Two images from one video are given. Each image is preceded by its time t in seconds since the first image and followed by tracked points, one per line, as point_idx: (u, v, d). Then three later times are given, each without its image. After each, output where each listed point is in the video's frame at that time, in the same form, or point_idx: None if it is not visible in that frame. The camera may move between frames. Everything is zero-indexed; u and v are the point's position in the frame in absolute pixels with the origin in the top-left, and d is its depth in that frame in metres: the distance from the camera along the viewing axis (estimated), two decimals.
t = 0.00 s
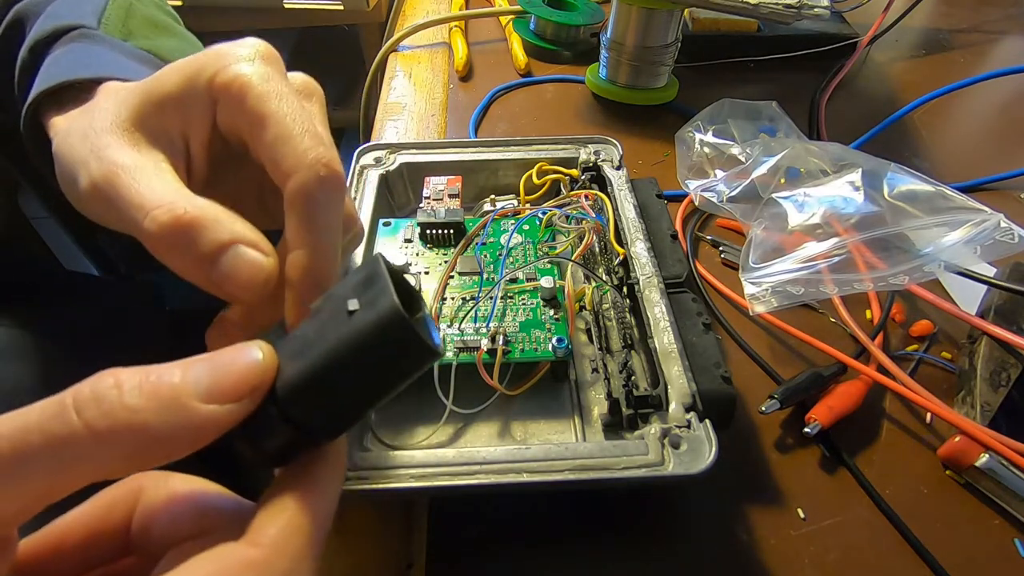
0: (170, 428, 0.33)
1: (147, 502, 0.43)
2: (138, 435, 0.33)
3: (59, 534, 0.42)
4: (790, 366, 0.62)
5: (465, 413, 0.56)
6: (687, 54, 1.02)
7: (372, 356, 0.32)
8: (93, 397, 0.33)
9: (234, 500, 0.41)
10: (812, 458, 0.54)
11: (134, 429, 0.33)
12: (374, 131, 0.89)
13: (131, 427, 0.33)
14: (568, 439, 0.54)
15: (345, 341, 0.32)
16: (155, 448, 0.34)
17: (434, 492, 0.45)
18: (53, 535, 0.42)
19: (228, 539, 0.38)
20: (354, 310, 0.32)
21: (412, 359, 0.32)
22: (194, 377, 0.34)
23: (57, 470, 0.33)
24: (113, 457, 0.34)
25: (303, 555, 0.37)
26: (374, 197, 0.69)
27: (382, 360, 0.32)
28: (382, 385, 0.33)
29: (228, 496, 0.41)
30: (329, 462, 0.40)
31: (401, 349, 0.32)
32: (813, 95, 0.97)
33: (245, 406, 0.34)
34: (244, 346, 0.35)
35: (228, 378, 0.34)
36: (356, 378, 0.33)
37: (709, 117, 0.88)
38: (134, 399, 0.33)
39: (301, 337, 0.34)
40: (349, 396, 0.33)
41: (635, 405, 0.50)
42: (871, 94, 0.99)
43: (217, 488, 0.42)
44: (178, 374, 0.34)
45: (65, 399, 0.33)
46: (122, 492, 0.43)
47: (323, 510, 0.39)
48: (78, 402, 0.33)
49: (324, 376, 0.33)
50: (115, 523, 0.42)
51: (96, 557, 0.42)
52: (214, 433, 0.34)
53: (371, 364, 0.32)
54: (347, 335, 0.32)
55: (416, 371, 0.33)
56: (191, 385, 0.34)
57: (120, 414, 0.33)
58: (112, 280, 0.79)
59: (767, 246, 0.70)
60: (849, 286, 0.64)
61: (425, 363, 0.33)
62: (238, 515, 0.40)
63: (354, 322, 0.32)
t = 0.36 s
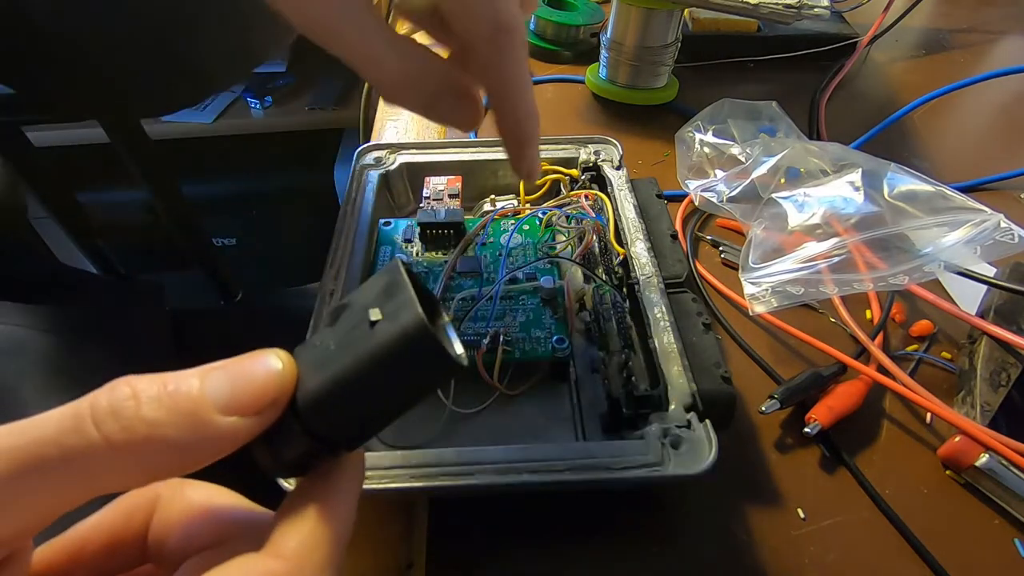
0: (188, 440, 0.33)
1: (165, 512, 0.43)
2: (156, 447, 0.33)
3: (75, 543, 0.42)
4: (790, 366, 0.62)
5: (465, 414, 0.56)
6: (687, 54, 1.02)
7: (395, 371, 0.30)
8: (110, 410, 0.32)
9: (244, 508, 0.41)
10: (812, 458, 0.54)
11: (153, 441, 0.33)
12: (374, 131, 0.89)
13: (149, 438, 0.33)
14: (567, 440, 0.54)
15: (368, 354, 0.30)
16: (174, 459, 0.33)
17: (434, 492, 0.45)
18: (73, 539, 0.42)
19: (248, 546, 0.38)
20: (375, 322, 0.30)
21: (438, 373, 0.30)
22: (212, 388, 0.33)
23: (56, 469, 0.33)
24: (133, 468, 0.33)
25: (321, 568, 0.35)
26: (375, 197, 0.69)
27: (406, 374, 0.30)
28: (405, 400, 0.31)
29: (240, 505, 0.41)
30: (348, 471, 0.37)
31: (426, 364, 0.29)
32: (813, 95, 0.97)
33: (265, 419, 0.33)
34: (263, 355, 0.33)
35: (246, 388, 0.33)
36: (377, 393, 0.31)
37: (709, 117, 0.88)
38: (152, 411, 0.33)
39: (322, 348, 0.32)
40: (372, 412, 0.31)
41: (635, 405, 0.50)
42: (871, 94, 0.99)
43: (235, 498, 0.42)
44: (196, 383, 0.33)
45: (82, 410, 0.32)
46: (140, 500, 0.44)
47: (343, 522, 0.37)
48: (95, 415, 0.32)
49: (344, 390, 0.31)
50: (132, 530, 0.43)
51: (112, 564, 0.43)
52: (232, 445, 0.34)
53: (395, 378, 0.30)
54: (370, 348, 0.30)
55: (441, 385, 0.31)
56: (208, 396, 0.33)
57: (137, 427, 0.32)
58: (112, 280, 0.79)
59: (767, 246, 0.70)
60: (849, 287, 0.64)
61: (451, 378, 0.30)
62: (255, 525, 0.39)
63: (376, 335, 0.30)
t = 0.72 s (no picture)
0: (201, 449, 0.33)
1: (173, 520, 0.43)
2: (170, 457, 0.33)
3: (85, 551, 0.42)
4: (790, 366, 0.62)
5: (465, 414, 0.56)
6: (687, 54, 1.03)
7: (405, 379, 0.30)
8: (124, 420, 0.32)
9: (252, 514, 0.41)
10: (812, 458, 0.54)
11: (166, 451, 0.33)
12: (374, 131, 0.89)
13: (163, 448, 0.33)
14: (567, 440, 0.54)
15: (378, 362, 0.30)
16: (189, 468, 0.34)
17: (434, 492, 0.45)
18: (84, 546, 0.42)
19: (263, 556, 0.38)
20: (385, 329, 0.30)
21: (449, 379, 0.30)
22: (224, 398, 0.33)
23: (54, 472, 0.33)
24: (148, 477, 0.34)
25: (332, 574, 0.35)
26: (375, 197, 0.69)
27: (416, 382, 0.30)
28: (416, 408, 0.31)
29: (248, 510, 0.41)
30: (359, 475, 0.37)
31: (437, 371, 0.29)
32: (813, 95, 0.97)
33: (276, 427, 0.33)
34: (273, 364, 0.34)
35: (257, 398, 0.33)
36: (388, 401, 0.31)
37: (709, 117, 0.88)
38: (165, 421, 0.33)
39: (331, 354, 0.33)
40: (381, 419, 0.31)
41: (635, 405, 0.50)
42: (871, 94, 0.99)
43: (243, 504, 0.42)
44: (208, 393, 0.34)
45: (96, 420, 0.33)
46: (147, 508, 0.43)
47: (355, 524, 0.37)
48: (108, 425, 0.32)
49: (355, 398, 0.31)
50: (141, 537, 0.43)
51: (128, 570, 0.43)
52: (245, 454, 0.34)
53: (406, 386, 0.30)
54: (381, 356, 0.30)
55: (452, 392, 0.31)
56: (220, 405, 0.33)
57: (151, 438, 0.33)
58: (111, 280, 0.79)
59: (767, 246, 0.70)
60: (849, 287, 0.64)
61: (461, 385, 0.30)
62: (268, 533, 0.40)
63: (387, 343, 0.30)
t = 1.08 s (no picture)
0: (196, 441, 0.33)
1: (169, 510, 0.43)
2: (165, 448, 0.33)
3: (81, 541, 0.42)
4: (790, 366, 0.62)
5: (465, 413, 0.56)
6: (687, 54, 1.03)
7: (402, 367, 0.30)
8: (119, 412, 0.32)
9: (247, 502, 0.41)
10: (813, 458, 0.54)
11: (161, 443, 0.33)
12: (374, 131, 0.89)
13: (159, 440, 0.32)
14: (567, 440, 0.54)
15: (375, 350, 0.31)
16: (184, 459, 0.33)
17: (434, 492, 0.45)
18: (80, 536, 0.43)
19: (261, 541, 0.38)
20: (382, 319, 0.31)
21: (443, 369, 0.31)
22: (219, 389, 0.33)
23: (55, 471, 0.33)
24: (143, 469, 0.33)
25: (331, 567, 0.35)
26: (375, 197, 0.69)
27: (413, 370, 0.30)
28: (410, 396, 0.31)
29: (242, 500, 0.41)
30: (355, 470, 0.37)
31: (432, 359, 0.30)
32: (813, 95, 0.97)
33: (272, 419, 0.33)
34: (270, 355, 0.34)
35: (254, 388, 0.33)
36: (383, 389, 0.31)
37: (709, 117, 0.88)
38: (160, 413, 0.33)
39: (328, 344, 0.33)
40: (375, 408, 0.32)
41: (635, 405, 0.50)
42: (871, 94, 0.99)
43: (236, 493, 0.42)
44: (204, 384, 0.33)
45: (90, 412, 0.32)
46: (145, 501, 0.44)
47: (352, 520, 0.37)
48: (103, 418, 0.32)
49: (350, 386, 0.32)
50: (138, 527, 0.43)
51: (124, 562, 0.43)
52: (241, 445, 0.34)
53: (401, 374, 0.31)
54: (377, 344, 0.31)
55: (446, 382, 0.31)
56: (214, 395, 0.33)
57: (145, 430, 0.32)
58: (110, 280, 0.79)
59: (767, 246, 0.70)
60: (849, 287, 0.64)
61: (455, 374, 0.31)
62: (262, 523, 0.39)
63: (383, 332, 0.30)
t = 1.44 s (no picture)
0: (177, 426, 0.34)
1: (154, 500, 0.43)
2: (145, 436, 0.34)
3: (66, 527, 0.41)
4: (790, 366, 0.62)
5: (465, 413, 0.56)
6: (687, 54, 1.03)
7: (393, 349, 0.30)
8: (98, 401, 0.33)
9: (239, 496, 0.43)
10: (812, 458, 0.54)
11: (144, 429, 0.33)
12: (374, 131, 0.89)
13: (141, 427, 0.33)
14: (567, 440, 0.54)
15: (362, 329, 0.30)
16: (164, 447, 0.34)
17: (435, 492, 0.45)
18: (60, 529, 0.41)
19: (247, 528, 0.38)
20: (367, 299, 0.30)
21: (433, 347, 0.30)
22: (202, 373, 0.34)
23: (54, 462, 0.33)
24: (127, 461, 0.34)
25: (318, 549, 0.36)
26: (375, 196, 0.69)
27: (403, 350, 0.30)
28: (401, 375, 0.31)
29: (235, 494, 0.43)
30: (341, 465, 0.38)
31: (422, 339, 0.29)
32: (813, 95, 0.97)
33: (254, 403, 0.34)
34: (253, 338, 0.34)
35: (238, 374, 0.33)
36: (372, 370, 0.30)
37: (709, 117, 0.88)
38: (140, 401, 0.33)
39: (312, 323, 0.32)
40: (366, 387, 0.31)
41: (635, 405, 0.50)
42: (871, 94, 0.99)
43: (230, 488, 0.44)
44: (185, 369, 0.34)
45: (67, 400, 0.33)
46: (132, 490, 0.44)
47: (339, 513, 0.37)
48: (81, 406, 0.32)
49: (339, 366, 0.31)
50: (121, 517, 0.43)
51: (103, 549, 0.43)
52: (224, 431, 0.34)
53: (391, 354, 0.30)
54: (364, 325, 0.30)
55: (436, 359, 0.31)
56: (197, 381, 0.34)
57: (126, 417, 0.33)
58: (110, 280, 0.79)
59: (767, 246, 0.70)
60: (849, 287, 0.64)
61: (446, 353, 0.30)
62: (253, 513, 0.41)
63: (370, 313, 0.29)
